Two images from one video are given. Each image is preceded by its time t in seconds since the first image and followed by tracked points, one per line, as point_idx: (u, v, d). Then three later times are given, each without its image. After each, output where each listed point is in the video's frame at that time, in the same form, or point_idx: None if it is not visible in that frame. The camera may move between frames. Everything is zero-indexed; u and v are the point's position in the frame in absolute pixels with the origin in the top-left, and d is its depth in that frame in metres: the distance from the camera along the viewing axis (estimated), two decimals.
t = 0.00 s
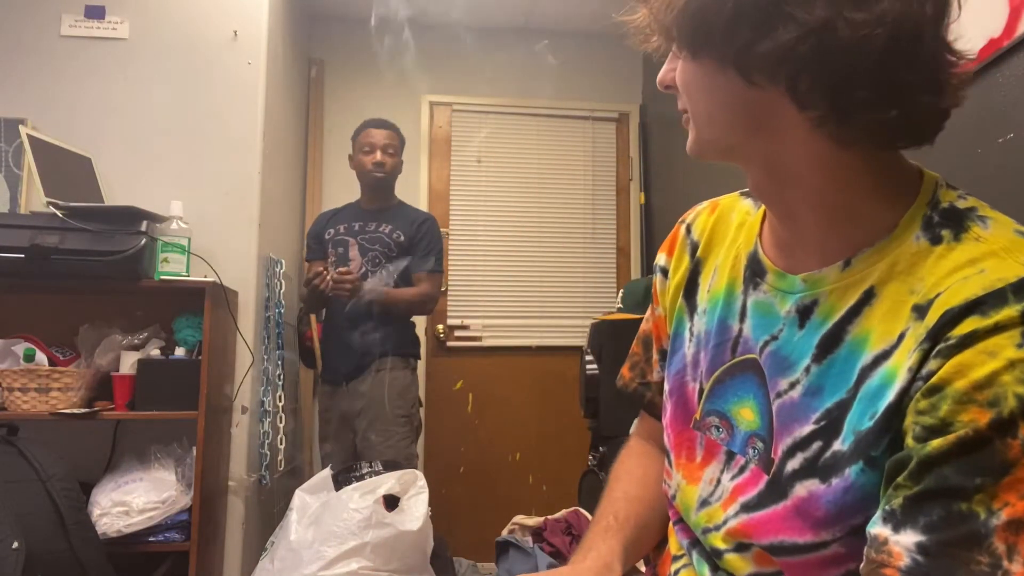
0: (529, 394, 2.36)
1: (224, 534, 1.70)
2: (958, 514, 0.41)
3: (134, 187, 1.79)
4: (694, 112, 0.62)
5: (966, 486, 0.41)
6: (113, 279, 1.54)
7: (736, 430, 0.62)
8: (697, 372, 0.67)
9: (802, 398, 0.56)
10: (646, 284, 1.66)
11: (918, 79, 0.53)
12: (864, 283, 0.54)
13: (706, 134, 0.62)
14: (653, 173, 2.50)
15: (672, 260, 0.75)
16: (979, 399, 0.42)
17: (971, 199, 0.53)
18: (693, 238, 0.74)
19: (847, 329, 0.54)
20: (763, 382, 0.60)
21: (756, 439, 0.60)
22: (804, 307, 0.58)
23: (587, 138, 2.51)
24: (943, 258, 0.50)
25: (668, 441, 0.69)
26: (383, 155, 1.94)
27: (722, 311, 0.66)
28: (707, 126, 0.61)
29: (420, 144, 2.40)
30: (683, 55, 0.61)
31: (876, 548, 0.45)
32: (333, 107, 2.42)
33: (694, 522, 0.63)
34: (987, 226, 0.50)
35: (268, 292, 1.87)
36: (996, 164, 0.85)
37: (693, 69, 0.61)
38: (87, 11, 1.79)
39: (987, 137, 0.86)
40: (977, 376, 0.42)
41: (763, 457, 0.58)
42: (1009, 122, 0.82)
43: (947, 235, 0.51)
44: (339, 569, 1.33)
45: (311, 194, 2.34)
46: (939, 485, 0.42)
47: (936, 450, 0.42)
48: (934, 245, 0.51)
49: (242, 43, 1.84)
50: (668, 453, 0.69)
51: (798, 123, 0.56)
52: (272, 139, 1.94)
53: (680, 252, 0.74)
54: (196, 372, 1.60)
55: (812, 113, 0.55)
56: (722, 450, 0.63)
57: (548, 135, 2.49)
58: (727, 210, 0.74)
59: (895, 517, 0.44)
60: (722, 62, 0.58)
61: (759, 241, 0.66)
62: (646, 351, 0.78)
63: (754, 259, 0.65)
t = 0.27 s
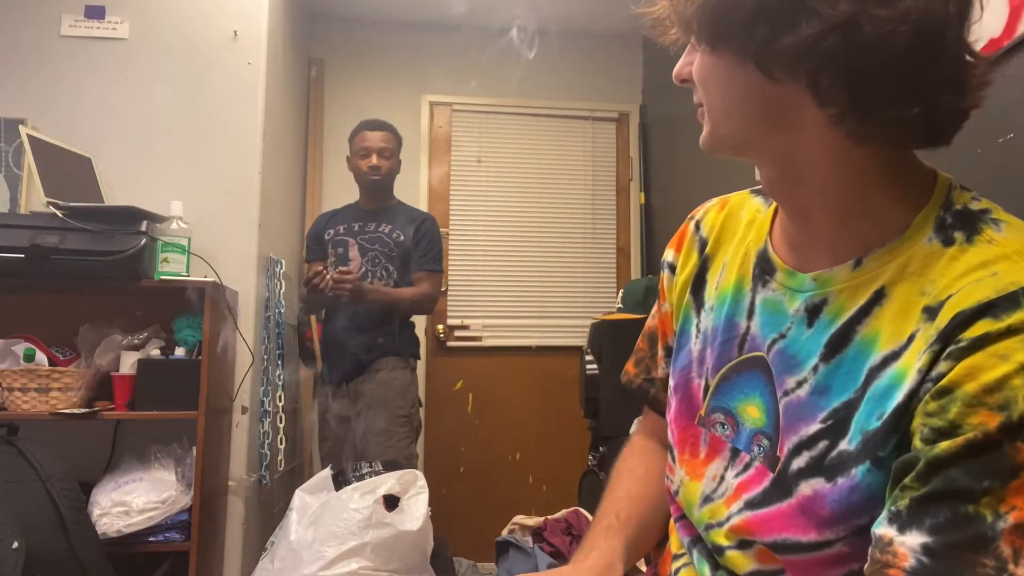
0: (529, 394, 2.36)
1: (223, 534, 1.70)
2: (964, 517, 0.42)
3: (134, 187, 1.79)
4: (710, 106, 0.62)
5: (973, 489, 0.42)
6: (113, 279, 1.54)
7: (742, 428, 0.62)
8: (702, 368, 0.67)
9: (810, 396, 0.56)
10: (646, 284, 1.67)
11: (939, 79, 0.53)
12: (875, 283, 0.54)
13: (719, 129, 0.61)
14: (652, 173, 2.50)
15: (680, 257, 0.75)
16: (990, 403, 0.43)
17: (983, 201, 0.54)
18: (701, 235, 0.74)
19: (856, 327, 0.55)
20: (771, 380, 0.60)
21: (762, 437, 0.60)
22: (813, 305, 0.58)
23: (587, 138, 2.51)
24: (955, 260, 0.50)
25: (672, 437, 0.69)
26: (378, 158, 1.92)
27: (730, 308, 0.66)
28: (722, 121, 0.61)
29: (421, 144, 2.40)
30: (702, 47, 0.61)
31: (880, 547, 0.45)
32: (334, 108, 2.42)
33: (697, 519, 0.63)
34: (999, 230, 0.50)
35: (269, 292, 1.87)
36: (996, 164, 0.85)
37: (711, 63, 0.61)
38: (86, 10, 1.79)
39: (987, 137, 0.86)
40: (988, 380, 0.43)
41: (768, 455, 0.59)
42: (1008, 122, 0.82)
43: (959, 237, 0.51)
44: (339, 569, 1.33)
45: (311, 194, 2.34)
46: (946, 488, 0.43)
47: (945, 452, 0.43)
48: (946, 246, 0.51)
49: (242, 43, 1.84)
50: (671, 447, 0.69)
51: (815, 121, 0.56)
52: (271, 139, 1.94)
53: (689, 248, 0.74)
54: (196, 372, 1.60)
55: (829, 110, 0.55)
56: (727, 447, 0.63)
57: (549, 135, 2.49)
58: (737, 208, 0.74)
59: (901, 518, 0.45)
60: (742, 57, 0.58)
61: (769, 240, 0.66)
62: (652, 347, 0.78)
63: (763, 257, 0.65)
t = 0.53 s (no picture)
0: (529, 393, 2.36)
1: (223, 534, 1.70)
2: (968, 519, 0.40)
3: (134, 187, 1.79)
4: (763, 93, 0.53)
5: (980, 492, 0.40)
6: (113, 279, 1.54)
7: (747, 435, 0.59)
8: (707, 375, 0.65)
9: (818, 400, 0.54)
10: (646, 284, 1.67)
11: (972, 91, 0.53)
12: (887, 285, 0.53)
13: (771, 123, 0.53)
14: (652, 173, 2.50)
15: (677, 261, 0.73)
16: (1000, 406, 0.41)
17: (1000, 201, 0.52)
18: (699, 237, 0.72)
19: (867, 329, 0.53)
20: (779, 386, 0.58)
21: (768, 444, 0.58)
22: (823, 308, 0.56)
23: (587, 138, 2.51)
24: (972, 263, 0.49)
25: (678, 445, 0.66)
26: (368, 168, 1.92)
27: (733, 312, 0.63)
28: (779, 115, 0.53)
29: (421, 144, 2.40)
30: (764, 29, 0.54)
31: (883, 546, 0.44)
32: (334, 107, 2.42)
33: (699, 529, 0.61)
34: (1015, 231, 0.48)
35: (268, 292, 1.87)
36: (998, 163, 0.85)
37: (776, 47, 0.53)
38: (87, 11, 1.79)
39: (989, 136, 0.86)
40: (999, 383, 0.41)
41: (776, 462, 0.56)
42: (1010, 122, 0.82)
43: (974, 239, 0.50)
44: (339, 569, 1.33)
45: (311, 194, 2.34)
46: (952, 489, 0.41)
47: (952, 454, 0.42)
48: (962, 248, 0.50)
49: (242, 43, 1.84)
50: (677, 454, 0.66)
51: (872, 128, 0.52)
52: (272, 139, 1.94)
53: (686, 251, 0.72)
54: (196, 372, 1.60)
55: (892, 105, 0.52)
56: (733, 454, 0.60)
57: (549, 135, 2.49)
58: (736, 207, 0.71)
59: (905, 517, 0.43)
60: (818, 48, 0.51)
61: (771, 242, 0.64)
62: (647, 349, 0.75)
63: (767, 260, 0.63)
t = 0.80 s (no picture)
0: (529, 394, 2.37)
1: (224, 534, 1.70)
2: (982, 524, 0.36)
3: (134, 187, 1.79)
4: (881, 95, 0.45)
5: (997, 497, 0.35)
6: (113, 278, 1.54)
7: (760, 442, 0.54)
8: (714, 381, 0.58)
9: (836, 406, 0.49)
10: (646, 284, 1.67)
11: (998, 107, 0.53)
12: (907, 285, 0.48)
13: (877, 130, 0.45)
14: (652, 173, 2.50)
15: (666, 255, 0.65)
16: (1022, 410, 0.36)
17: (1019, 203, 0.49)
18: (690, 229, 0.65)
19: (885, 333, 0.48)
20: (796, 392, 0.52)
21: (780, 451, 0.53)
22: (839, 310, 0.51)
23: (587, 137, 2.50)
24: (996, 267, 0.44)
25: (688, 451, 0.61)
26: (374, 162, 1.94)
27: (739, 315, 0.57)
28: (892, 123, 0.45)
29: (421, 145, 2.40)
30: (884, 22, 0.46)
31: (893, 548, 0.39)
32: (334, 108, 2.42)
33: (703, 534, 0.56)
34: None
35: (269, 292, 1.87)
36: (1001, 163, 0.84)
37: (905, 47, 0.45)
38: (87, 11, 1.80)
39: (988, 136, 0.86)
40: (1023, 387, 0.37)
41: (791, 471, 0.51)
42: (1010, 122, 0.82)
43: (992, 242, 0.46)
44: (338, 569, 1.33)
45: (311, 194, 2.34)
46: (967, 492, 0.37)
47: (969, 458, 0.37)
48: (982, 252, 0.46)
49: (242, 43, 1.84)
50: (688, 459, 0.60)
51: (935, 145, 0.48)
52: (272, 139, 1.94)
53: (677, 242, 0.65)
54: (196, 372, 1.60)
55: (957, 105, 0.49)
56: (745, 462, 0.55)
57: (549, 134, 2.48)
58: (733, 200, 0.65)
59: (918, 520, 0.39)
60: (941, 62, 0.46)
61: (775, 243, 0.57)
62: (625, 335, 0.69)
63: (773, 260, 0.57)
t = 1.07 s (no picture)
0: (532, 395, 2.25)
1: (224, 534, 1.70)
2: (989, 528, 0.40)
3: (134, 187, 1.79)
4: (904, 113, 0.46)
5: (1003, 503, 0.40)
6: (113, 278, 1.54)
7: (756, 440, 0.57)
8: (711, 376, 0.61)
9: (840, 406, 0.52)
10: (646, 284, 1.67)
11: (1005, 111, 0.54)
12: (912, 286, 0.51)
13: (897, 144, 0.47)
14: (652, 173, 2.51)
15: (662, 246, 0.67)
16: None
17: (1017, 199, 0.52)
18: (685, 222, 0.66)
19: (889, 331, 0.51)
20: (796, 391, 0.55)
21: (779, 450, 0.55)
22: (842, 311, 0.53)
23: (587, 137, 2.50)
24: (995, 272, 0.48)
25: (680, 448, 0.63)
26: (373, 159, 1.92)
27: (739, 311, 0.59)
28: (911, 137, 0.47)
29: (421, 145, 2.39)
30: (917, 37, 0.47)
31: (897, 552, 0.43)
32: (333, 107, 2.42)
33: (700, 535, 0.59)
34: None
35: (269, 292, 1.87)
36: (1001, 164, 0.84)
37: (927, 69, 0.46)
38: (87, 11, 1.79)
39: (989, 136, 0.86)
40: None
41: (791, 472, 0.54)
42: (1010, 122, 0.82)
43: (999, 242, 0.49)
44: (338, 569, 1.33)
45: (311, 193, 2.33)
46: (974, 498, 0.41)
47: (977, 464, 0.41)
48: (989, 253, 0.49)
49: (242, 43, 1.84)
50: (678, 455, 0.63)
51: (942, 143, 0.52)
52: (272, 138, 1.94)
53: (672, 236, 0.67)
54: (195, 372, 1.60)
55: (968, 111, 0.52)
56: (740, 460, 0.58)
57: (549, 135, 2.49)
58: (730, 195, 0.66)
59: (923, 524, 0.42)
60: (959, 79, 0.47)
61: (777, 238, 0.60)
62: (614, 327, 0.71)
63: (774, 256, 0.59)
